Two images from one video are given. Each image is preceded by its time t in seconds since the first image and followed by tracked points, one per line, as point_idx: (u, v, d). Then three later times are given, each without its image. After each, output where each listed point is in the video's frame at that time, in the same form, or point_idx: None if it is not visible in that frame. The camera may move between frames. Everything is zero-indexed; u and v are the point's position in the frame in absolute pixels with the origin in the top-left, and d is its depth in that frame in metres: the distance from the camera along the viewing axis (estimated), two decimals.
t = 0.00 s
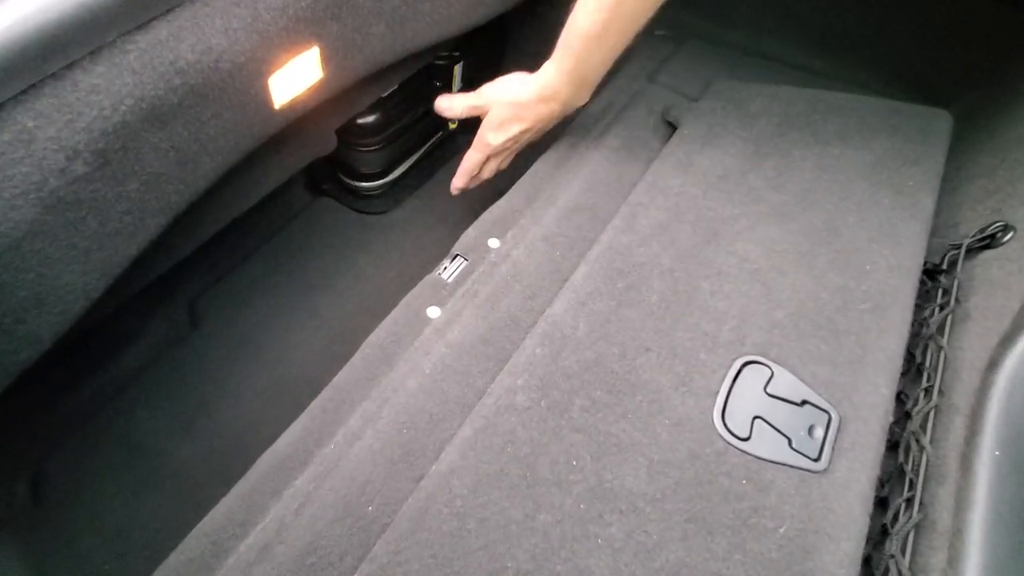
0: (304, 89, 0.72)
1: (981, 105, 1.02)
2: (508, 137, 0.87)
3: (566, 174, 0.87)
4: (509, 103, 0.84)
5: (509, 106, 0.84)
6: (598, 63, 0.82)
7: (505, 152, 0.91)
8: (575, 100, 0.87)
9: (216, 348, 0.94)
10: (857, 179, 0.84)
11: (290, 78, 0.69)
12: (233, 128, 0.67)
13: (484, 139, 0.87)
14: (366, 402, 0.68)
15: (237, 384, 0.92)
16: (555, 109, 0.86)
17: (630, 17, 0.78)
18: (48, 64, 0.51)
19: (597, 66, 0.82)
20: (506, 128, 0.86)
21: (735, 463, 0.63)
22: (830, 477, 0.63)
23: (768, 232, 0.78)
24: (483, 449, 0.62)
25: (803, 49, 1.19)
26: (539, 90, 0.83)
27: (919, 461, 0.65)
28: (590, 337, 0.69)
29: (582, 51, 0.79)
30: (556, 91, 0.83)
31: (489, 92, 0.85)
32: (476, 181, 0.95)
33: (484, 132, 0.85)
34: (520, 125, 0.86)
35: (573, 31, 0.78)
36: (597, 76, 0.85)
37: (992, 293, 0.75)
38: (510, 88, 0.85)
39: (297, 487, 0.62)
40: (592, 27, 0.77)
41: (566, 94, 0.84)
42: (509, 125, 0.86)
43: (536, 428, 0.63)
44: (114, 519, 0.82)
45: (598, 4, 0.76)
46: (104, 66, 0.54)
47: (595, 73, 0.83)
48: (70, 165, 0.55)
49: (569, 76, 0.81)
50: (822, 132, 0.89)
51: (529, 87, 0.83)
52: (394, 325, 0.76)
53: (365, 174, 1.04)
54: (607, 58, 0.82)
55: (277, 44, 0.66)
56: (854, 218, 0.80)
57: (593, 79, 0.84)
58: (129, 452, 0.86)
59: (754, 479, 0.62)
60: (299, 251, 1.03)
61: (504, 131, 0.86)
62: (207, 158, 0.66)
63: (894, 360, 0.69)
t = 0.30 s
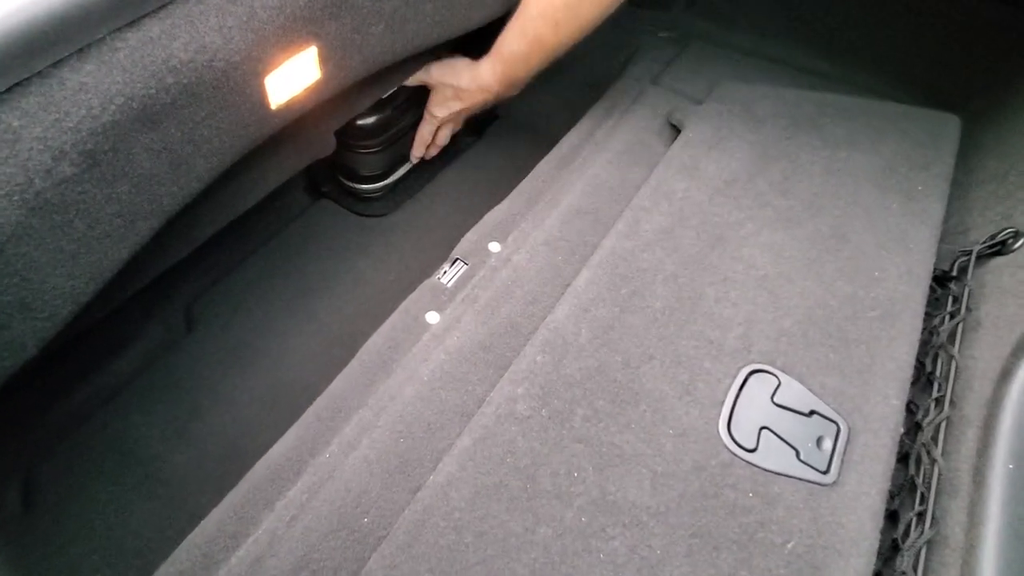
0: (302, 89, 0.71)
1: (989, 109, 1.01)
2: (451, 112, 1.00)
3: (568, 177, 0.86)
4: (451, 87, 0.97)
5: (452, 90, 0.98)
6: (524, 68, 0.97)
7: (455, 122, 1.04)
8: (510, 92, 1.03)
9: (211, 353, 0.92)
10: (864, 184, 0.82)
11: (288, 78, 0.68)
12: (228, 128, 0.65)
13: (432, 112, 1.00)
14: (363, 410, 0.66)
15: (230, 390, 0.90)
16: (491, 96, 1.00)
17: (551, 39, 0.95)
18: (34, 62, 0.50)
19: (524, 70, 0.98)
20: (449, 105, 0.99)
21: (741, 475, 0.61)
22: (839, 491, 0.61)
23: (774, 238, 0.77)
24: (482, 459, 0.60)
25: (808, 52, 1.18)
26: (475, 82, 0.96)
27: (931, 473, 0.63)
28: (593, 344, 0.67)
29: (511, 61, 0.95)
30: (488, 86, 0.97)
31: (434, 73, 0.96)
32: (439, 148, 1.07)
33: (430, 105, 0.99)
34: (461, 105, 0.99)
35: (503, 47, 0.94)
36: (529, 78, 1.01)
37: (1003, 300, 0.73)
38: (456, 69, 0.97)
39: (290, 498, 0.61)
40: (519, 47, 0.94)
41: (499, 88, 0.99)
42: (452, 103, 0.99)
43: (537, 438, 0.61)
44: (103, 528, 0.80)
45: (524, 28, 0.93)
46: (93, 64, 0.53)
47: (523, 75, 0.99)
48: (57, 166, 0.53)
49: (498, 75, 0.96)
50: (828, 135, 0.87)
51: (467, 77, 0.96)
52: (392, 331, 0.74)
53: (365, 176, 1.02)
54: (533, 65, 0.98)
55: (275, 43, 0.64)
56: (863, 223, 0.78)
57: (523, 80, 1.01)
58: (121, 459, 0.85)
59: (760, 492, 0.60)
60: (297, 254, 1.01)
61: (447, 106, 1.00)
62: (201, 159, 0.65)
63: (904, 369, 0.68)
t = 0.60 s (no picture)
0: (303, 94, 0.69)
1: (999, 118, 0.99)
2: (452, 118, 0.99)
3: (572, 184, 0.85)
4: (452, 94, 0.96)
5: (453, 97, 0.96)
6: (524, 72, 0.96)
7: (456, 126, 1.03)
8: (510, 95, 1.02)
9: (209, 358, 0.91)
10: (872, 193, 0.81)
11: (288, 83, 0.67)
12: (227, 134, 0.64)
13: (433, 119, 1.00)
14: (361, 422, 0.65)
15: (227, 397, 0.88)
16: (492, 101, 0.99)
17: (552, 45, 0.93)
18: (27, 68, 0.49)
19: (524, 75, 0.96)
20: (451, 112, 0.99)
21: (746, 493, 0.60)
22: (846, 510, 0.60)
23: (780, 248, 0.76)
24: (482, 475, 0.59)
25: (815, 57, 1.17)
26: (476, 89, 0.95)
27: (940, 492, 0.62)
28: (596, 356, 0.66)
29: (512, 67, 0.94)
30: (489, 92, 0.96)
31: (433, 81, 0.95)
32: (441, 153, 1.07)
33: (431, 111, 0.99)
34: (463, 111, 0.98)
35: (503, 54, 0.92)
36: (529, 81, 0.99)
37: (1013, 314, 0.71)
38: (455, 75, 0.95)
39: (286, 512, 0.59)
40: (520, 53, 0.92)
41: (499, 93, 0.98)
42: (453, 110, 0.98)
43: (539, 453, 0.60)
44: (96, 538, 0.79)
45: (526, 35, 0.91)
46: (88, 70, 0.52)
47: (524, 79, 0.98)
48: (50, 175, 0.52)
49: (499, 82, 0.95)
50: (836, 143, 0.86)
51: (467, 84, 0.95)
52: (392, 340, 0.73)
53: (366, 180, 1.01)
54: (534, 70, 0.97)
55: (276, 48, 0.63)
56: (871, 233, 0.77)
57: (524, 83, 1.00)
58: (116, 466, 0.83)
59: (766, 511, 0.59)
60: (296, 258, 1.00)
61: (449, 112, 0.99)
62: (199, 165, 0.63)
63: (913, 385, 0.66)
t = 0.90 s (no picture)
0: (296, 88, 0.68)
1: (1006, 118, 0.98)
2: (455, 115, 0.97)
3: (572, 182, 0.83)
4: (455, 92, 0.94)
5: (456, 95, 0.94)
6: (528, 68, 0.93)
7: (458, 119, 1.01)
8: (514, 90, 0.99)
9: (201, 357, 0.90)
10: (877, 194, 0.79)
11: (281, 77, 0.65)
12: (218, 128, 0.62)
13: (435, 115, 0.97)
14: (353, 424, 0.64)
15: (220, 396, 0.87)
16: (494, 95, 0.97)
17: (555, 45, 0.90)
18: (7, 59, 0.48)
19: (527, 72, 0.94)
20: (453, 108, 0.97)
21: (747, 499, 0.59)
22: (849, 518, 0.58)
23: (783, 249, 0.74)
24: (477, 479, 0.57)
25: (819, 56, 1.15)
26: (479, 85, 0.93)
27: (945, 500, 0.61)
28: (594, 358, 0.64)
29: (515, 63, 0.91)
30: (493, 88, 0.94)
31: (436, 81, 0.92)
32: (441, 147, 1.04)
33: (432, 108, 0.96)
34: (466, 106, 0.97)
35: (506, 50, 0.89)
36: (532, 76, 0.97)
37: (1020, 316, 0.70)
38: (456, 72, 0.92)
39: (275, 516, 0.58)
40: (524, 49, 0.89)
41: (502, 88, 0.95)
42: (456, 106, 0.96)
43: (535, 457, 0.59)
44: (85, 540, 0.77)
45: (528, 30, 0.88)
46: (71, 61, 0.51)
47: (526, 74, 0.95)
48: (30, 169, 0.50)
49: (503, 79, 0.93)
50: (840, 142, 0.84)
51: (470, 82, 0.92)
52: (387, 340, 0.71)
53: (363, 177, 0.99)
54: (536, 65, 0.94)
55: (268, 40, 0.61)
56: (876, 235, 0.76)
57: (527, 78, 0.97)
58: (105, 466, 0.82)
59: (767, 518, 0.58)
60: (292, 256, 0.98)
61: (451, 108, 0.97)
62: (189, 161, 0.62)
63: (918, 389, 0.65)
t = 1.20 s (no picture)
0: (292, 83, 0.67)
1: (1012, 116, 0.97)
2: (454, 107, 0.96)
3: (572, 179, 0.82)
4: (454, 84, 0.93)
5: (455, 87, 0.93)
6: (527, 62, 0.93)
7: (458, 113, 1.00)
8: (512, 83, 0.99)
9: (197, 355, 0.89)
10: (882, 192, 0.78)
11: (276, 71, 0.64)
12: (212, 123, 0.61)
13: (434, 107, 0.96)
14: (349, 424, 0.63)
15: (216, 395, 0.86)
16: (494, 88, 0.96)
17: (554, 40, 0.91)
18: None
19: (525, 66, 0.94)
20: (453, 100, 0.96)
21: (749, 502, 0.58)
22: (852, 521, 0.58)
23: (786, 247, 0.73)
24: (474, 481, 0.56)
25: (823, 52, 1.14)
26: (479, 79, 0.92)
27: (950, 503, 0.60)
28: (595, 358, 0.63)
29: (515, 58, 0.90)
30: (492, 82, 0.93)
31: (436, 74, 0.91)
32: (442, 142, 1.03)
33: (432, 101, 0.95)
34: (466, 99, 0.96)
35: (506, 45, 0.89)
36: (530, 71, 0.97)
37: None
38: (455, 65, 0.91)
39: (270, 518, 0.57)
40: (524, 45, 0.89)
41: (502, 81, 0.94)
42: (455, 98, 0.95)
43: (534, 459, 0.58)
44: (78, 540, 0.77)
45: (529, 27, 0.88)
46: (61, 54, 0.50)
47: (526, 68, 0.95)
48: (18, 164, 0.49)
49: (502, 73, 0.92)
50: (844, 139, 0.83)
51: (469, 75, 0.91)
52: (384, 338, 0.70)
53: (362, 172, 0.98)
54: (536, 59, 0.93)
55: (264, 34, 0.60)
56: (880, 233, 0.75)
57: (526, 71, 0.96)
58: (99, 466, 0.81)
59: (770, 521, 0.57)
60: (289, 253, 0.97)
61: (451, 101, 0.96)
62: (182, 156, 0.61)
63: (924, 391, 0.64)
